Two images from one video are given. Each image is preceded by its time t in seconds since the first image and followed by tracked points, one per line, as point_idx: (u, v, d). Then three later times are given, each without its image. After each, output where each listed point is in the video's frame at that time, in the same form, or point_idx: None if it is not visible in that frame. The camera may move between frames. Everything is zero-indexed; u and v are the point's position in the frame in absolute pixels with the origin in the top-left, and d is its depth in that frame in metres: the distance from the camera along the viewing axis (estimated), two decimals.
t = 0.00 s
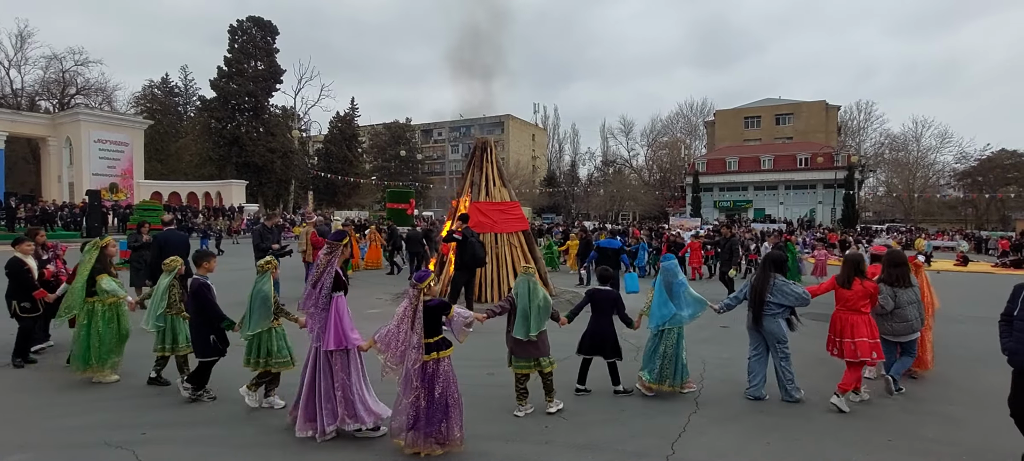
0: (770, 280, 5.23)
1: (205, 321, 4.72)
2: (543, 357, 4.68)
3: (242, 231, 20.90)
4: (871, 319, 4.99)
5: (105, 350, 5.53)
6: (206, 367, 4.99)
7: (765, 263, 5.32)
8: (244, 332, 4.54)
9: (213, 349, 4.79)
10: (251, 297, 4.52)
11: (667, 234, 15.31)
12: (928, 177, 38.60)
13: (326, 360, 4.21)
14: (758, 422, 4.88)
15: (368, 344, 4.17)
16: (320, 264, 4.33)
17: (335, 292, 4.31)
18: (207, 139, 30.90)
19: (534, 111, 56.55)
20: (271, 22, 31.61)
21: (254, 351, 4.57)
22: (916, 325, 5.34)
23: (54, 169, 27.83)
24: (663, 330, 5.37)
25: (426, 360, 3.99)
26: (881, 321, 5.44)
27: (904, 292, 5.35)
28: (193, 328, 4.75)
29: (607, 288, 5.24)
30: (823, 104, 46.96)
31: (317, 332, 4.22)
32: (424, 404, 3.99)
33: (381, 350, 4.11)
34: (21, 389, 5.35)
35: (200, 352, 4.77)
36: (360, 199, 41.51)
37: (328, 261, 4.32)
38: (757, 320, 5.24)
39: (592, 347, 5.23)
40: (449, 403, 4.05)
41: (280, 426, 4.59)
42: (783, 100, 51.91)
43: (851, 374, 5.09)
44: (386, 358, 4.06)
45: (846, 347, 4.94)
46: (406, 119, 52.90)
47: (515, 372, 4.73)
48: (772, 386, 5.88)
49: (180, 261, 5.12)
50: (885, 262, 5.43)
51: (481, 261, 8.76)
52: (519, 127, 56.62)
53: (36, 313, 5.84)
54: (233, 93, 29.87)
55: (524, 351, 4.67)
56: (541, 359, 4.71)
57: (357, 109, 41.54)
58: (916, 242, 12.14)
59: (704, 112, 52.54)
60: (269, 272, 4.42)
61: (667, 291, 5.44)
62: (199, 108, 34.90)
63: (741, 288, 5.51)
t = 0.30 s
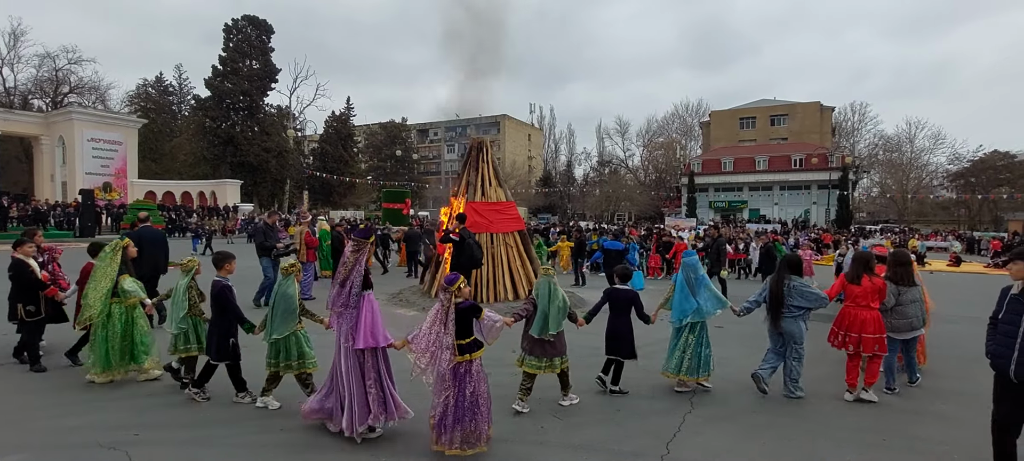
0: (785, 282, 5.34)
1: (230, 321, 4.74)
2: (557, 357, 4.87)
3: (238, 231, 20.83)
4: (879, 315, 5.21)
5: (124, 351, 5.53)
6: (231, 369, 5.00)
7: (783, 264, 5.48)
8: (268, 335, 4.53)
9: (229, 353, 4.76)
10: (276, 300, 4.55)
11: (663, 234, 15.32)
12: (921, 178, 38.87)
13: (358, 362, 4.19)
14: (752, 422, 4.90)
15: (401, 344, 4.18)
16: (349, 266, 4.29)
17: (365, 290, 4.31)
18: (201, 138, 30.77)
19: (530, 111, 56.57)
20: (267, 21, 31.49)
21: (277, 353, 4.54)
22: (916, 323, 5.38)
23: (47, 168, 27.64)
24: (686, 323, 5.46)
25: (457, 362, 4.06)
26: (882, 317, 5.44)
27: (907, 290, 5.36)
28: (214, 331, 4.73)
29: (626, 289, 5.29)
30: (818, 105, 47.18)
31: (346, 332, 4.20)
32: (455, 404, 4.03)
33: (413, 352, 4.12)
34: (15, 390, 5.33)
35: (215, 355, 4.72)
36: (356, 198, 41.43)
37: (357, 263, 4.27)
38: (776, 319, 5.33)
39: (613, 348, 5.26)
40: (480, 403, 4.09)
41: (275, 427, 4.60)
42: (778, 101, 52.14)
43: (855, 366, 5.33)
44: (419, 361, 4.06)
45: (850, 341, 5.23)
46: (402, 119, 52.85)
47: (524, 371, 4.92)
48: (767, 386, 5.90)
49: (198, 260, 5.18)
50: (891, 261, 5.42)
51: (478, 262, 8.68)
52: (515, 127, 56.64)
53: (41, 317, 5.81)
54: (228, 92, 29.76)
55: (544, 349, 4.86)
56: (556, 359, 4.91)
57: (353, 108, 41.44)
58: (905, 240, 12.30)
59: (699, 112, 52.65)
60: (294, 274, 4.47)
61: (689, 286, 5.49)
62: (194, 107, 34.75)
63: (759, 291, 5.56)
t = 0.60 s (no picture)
0: (796, 281, 5.45)
1: (253, 315, 4.75)
2: (574, 352, 5.00)
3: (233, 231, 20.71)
4: (890, 316, 5.43)
5: (135, 350, 5.39)
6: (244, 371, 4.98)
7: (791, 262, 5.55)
8: (294, 335, 4.54)
9: (245, 354, 4.75)
10: (301, 299, 4.54)
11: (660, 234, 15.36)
12: (914, 180, 39.14)
13: (384, 362, 4.27)
14: (747, 422, 4.91)
15: (430, 341, 4.27)
16: (376, 268, 4.33)
17: (391, 292, 4.40)
18: (196, 138, 30.63)
19: (526, 111, 56.58)
20: (261, 20, 31.38)
21: (304, 352, 4.51)
22: (923, 321, 5.69)
23: (38, 167, 27.40)
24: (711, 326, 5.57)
25: (492, 354, 4.29)
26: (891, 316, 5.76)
27: (913, 290, 5.69)
28: (230, 331, 4.74)
29: (638, 289, 5.32)
30: (812, 107, 47.44)
31: (372, 334, 4.24)
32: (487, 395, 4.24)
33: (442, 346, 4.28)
34: (7, 391, 5.28)
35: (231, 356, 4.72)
36: (352, 198, 41.25)
37: (386, 266, 4.32)
38: (787, 317, 5.46)
39: (630, 350, 5.30)
40: (508, 394, 4.34)
41: (269, 428, 4.57)
42: (772, 103, 52.40)
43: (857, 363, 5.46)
44: (459, 360, 4.22)
45: (869, 342, 5.35)
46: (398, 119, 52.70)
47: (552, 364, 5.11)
48: (762, 386, 5.92)
49: (215, 263, 5.14)
50: (896, 261, 5.77)
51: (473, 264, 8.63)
52: (511, 127, 56.61)
53: (44, 318, 5.73)
54: (223, 92, 29.62)
55: (562, 344, 4.98)
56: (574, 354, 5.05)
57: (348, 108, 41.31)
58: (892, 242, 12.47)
59: (694, 113, 52.78)
60: (320, 275, 4.47)
61: (715, 290, 5.64)
62: (188, 106, 34.56)
63: (771, 291, 5.68)
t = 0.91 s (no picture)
0: (808, 280, 5.63)
1: (284, 321, 4.78)
2: (584, 354, 5.05)
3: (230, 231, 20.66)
4: (902, 313, 5.64)
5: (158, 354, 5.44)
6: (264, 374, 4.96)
7: (804, 263, 5.78)
8: (317, 337, 4.56)
9: (272, 356, 4.79)
10: (327, 303, 4.54)
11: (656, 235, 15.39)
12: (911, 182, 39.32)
13: (411, 359, 4.34)
14: (744, 423, 4.92)
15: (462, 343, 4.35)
16: (410, 267, 4.48)
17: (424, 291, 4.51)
18: (194, 138, 30.56)
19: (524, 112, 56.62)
20: (260, 21, 31.33)
21: (330, 357, 4.53)
22: (925, 320, 5.94)
23: (34, 166, 27.29)
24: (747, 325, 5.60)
25: (518, 353, 4.44)
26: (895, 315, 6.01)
27: (916, 289, 5.98)
28: (257, 335, 4.77)
29: (654, 288, 5.47)
30: (809, 109, 47.59)
31: (409, 331, 4.33)
32: (510, 392, 4.41)
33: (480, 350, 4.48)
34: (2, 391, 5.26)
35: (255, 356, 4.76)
36: (350, 199, 41.22)
37: (420, 266, 4.46)
38: (800, 317, 5.63)
39: (647, 343, 5.48)
40: (530, 392, 4.47)
41: (266, 429, 4.56)
42: (770, 105, 52.55)
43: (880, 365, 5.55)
44: (490, 357, 4.46)
45: (886, 339, 5.50)
46: (397, 120, 52.64)
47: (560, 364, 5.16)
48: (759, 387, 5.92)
49: (232, 264, 5.16)
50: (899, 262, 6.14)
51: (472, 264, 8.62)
52: (509, 128, 56.61)
53: (55, 323, 5.69)
54: (221, 92, 29.55)
55: (579, 347, 5.05)
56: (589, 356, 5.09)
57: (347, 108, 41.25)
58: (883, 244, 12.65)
59: (692, 115, 52.93)
60: (347, 277, 4.54)
61: (748, 289, 5.69)
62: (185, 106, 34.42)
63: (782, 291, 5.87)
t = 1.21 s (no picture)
0: (820, 282, 5.75)
1: (308, 325, 4.90)
2: (613, 351, 5.11)
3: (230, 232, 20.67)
4: (909, 317, 5.80)
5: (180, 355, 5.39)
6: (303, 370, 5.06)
7: (816, 265, 5.80)
8: (353, 337, 4.76)
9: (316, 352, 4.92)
10: (361, 301, 4.75)
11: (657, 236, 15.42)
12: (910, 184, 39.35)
13: (448, 357, 4.49)
14: (744, 426, 4.92)
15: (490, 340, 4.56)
16: (441, 269, 4.60)
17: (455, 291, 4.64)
18: (194, 139, 30.56)
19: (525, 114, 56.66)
20: (261, 21, 31.39)
21: (362, 356, 4.72)
22: (930, 321, 6.16)
23: (34, 166, 27.28)
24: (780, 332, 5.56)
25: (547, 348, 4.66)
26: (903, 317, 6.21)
27: (922, 292, 6.17)
28: (290, 334, 4.85)
29: (682, 290, 5.55)
30: (810, 111, 47.65)
31: (444, 330, 4.46)
32: (538, 386, 4.59)
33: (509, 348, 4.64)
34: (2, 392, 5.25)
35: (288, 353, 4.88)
36: (350, 200, 41.22)
37: (451, 267, 4.59)
38: (815, 318, 5.76)
39: (675, 348, 5.54)
40: (551, 388, 4.65)
41: (266, 430, 4.56)
42: (770, 107, 52.59)
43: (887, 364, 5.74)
44: (520, 352, 4.58)
45: (887, 341, 5.73)
46: (397, 121, 52.65)
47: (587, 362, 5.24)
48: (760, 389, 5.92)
49: (249, 266, 5.18)
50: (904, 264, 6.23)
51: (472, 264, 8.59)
52: (509, 130, 56.61)
53: (77, 322, 5.59)
54: (221, 93, 29.56)
55: (602, 344, 5.11)
56: (610, 352, 5.14)
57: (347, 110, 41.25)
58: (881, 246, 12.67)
59: (693, 117, 52.98)
60: (378, 277, 4.72)
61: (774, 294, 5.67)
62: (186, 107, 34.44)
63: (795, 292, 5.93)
